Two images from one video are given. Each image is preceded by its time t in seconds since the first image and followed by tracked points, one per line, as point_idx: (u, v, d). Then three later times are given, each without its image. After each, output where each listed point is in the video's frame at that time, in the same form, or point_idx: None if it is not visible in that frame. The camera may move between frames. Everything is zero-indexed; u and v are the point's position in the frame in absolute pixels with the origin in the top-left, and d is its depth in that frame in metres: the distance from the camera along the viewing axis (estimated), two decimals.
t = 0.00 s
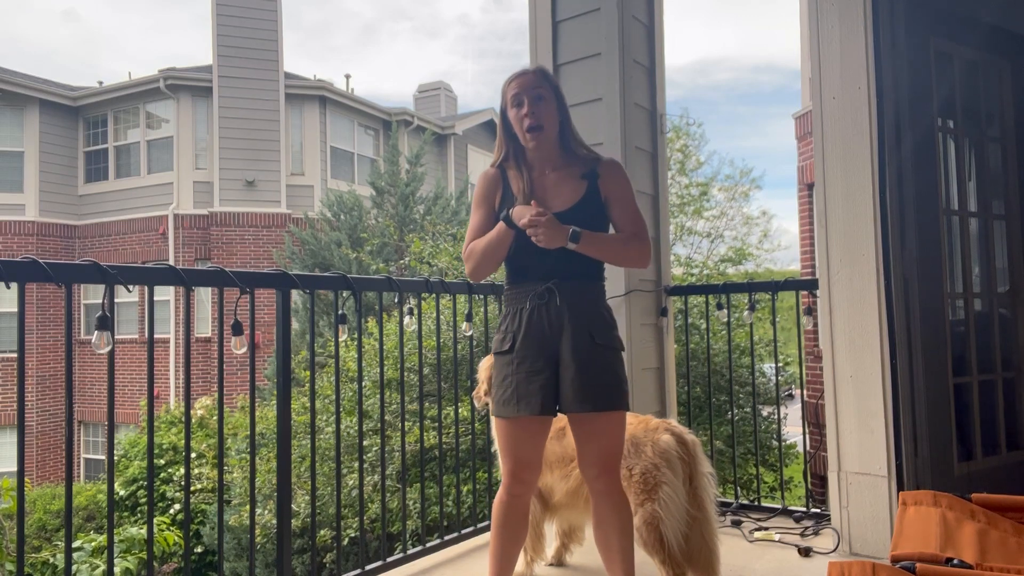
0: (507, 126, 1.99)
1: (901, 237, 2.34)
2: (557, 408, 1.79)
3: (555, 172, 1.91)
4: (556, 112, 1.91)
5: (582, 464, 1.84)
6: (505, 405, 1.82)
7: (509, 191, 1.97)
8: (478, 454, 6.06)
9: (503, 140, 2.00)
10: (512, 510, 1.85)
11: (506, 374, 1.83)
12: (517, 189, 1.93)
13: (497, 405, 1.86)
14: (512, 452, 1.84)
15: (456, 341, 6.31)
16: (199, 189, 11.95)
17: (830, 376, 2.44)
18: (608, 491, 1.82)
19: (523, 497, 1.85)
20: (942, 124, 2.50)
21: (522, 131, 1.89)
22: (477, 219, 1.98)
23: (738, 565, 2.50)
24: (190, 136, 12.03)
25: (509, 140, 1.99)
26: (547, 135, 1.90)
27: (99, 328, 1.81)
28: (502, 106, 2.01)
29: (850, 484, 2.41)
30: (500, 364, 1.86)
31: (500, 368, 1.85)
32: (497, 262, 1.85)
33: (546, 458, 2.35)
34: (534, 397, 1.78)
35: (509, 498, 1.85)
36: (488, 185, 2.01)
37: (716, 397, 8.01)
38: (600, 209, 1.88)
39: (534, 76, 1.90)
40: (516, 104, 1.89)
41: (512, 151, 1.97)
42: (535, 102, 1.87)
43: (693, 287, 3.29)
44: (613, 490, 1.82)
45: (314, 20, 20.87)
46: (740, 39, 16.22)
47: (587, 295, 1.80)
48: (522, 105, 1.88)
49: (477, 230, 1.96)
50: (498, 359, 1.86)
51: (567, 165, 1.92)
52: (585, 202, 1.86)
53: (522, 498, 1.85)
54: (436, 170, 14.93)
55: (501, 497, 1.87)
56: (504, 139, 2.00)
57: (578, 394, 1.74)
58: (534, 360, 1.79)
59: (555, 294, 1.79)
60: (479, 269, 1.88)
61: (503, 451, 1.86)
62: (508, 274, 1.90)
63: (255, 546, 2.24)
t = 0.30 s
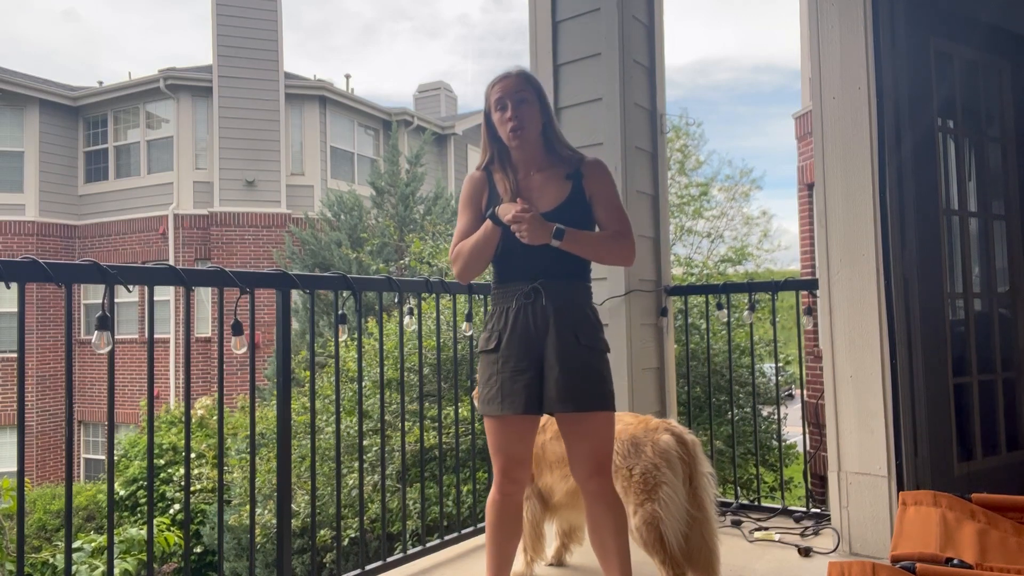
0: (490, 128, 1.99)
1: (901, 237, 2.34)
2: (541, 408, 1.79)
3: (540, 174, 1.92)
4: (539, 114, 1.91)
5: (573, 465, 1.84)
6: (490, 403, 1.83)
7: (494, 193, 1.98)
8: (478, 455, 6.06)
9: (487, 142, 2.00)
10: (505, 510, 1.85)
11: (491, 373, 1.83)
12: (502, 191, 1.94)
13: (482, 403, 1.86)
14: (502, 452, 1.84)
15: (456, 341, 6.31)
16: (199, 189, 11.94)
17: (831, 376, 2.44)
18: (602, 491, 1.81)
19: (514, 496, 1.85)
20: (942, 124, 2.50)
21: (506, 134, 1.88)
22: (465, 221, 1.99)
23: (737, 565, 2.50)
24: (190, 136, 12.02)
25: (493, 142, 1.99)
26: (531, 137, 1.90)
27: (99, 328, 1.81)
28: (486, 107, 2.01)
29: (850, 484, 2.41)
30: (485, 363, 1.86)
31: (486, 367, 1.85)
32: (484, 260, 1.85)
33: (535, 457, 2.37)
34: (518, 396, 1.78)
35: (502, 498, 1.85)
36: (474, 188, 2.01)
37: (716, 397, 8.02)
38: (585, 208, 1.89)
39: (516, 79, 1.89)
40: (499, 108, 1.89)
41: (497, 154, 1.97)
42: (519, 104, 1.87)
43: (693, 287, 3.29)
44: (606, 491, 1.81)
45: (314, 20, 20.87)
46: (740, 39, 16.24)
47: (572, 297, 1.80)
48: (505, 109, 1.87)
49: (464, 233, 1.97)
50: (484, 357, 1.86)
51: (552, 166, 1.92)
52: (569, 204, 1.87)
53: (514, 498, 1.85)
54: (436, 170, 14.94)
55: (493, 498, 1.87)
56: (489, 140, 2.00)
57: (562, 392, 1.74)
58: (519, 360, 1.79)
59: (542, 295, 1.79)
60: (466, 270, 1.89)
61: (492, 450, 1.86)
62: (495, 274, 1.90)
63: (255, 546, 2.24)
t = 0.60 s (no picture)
0: (474, 130, 2.00)
1: (902, 237, 2.33)
2: (523, 408, 1.79)
3: (524, 177, 1.93)
4: (523, 117, 1.93)
5: (565, 467, 1.84)
6: (472, 403, 1.82)
7: (479, 196, 1.97)
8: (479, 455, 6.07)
9: (471, 145, 2.01)
10: (494, 511, 1.87)
11: (473, 373, 1.83)
12: (487, 194, 1.94)
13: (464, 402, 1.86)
14: (487, 451, 1.84)
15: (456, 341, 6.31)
16: (199, 189, 11.95)
17: (831, 376, 2.44)
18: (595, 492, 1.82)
19: (503, 492, 1.87)
20: (942, 124, 2.50)
21: (491, 135, 1.90)
22: (450, 223, 1.98)
23: (738, 565, 2.50)
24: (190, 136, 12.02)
25: (477, 145, 2.00)
26: (515, 140, 1.91)
27: (99, 328, 1.81)
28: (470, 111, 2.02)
29: (850, 483, 2.41)
30: (468, 362, 1.85)
31: (468, 366, 1.85)
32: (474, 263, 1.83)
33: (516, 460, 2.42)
34: (499, 396, 1.78)
35: (488, 502, 1.87)
36: (459, 191, 2.00)
37: (716, 397, 8.01)
38: (569, 211, 1.91)
39: (502, 82, 1.91)
40: (484, 110, 1.90)
41: (482, 157, 1.98)
42: (503, 108, 1.89)
43: (694, 287, 3.28)
44: (597, 492, 1.82)
45: (314, 20, 20.86)
46: (740, 39, 16.20)
47: (554, 298, 1.81)
48: (489, 112, 1.89)
49: (450, 237, 1.96)
50: (467, 357, 1.86)
51: (535, 170, 1.94)
52: (554, 206, 1.88)
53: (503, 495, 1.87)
54: (436, 170, 14.96)
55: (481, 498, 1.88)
56: (472, 143, 2.01)
57: (545, 393, 1.74)
58: (501, 360, 1.79)
59: (526, 297, 1.80)
60: (453, 272, 1.87)
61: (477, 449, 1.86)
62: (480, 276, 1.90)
63: (255, 546, 2.24)
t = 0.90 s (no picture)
0: (456, 129, 2.01)
1: (901, 238, 2.34)
2: (502, 408, 1.80)
3: (504, 179, 1.94)
4: (507, 119, 1.95)
5: (551, 466, 1.83)
6: (450, 404, 1.82)
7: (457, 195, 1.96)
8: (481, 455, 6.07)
9: (451, 145, 2.01)
10: (485, 512, 1.88)
11: (450, 376, 1.83)
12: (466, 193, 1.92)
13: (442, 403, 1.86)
14: (471, 452, 1.84)
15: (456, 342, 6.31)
16: (199, 189, 11.95)
17: (831, 376, 2.44)
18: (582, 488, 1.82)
19: (491, 492, 1.87)
20: (942, 124, 2.50)
21: (473, 133, 1.91)
22: (428, 224, 1.95)
23: (738, 565, 2.50)
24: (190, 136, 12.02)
25: (457, 144, 2.00)
26: (497, 140, 1.93)
27: (99, 328, 1.81)
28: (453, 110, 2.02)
29: (850, 483, 2.41)
30: (446, 365, 1.86)
31: (445, 369, 1.85)
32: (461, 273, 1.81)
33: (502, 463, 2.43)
34: (476, 398, 1.79)
35: (477, 500, 1.88)
36: (437, 190, 1.97)
37: (716, 397, 8.02)
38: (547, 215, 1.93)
39: (489, 82, 1.92)
40: (469, 108, 1.92)
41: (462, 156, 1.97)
42: (488, 107, 1.90)
43: (694, 287, 3.28)
44: (584, 486, 1.82)
45: (314, 20, 20.86)
46: (740, 39, 16.17)
47: (531, 302, 1.83)
48: (473, 110, 1.91)
49: (428, 237, 1.92)
50: (444, 360, 1.86)
51: (516, 173, 1.95)
52: (534, 207, 1.90)
53: (491, 494, 1.87)
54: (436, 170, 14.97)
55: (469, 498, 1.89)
56: (452, 142, 2.01)
57: (525, 395, 1.76)
58: (479, 363, 1.80)
59: (504, 302, 1.81)
60: (434, 276, 1.84)
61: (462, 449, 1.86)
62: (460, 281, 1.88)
63: (255, 546, 2.24)
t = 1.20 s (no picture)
0: (455, 121, 2.00)
1: (901, 238, 2.34)
2: (501, 405, 1.81)
3: (496, 177, 1.94)
4: (506, 119, 1.95)
5: (549, 462, 1.86)
6: (450, 406, 1.81)
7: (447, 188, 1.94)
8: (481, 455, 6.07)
9: (447, 137, 2.01)
10: (486, 513, 1.88)
11: (448, 377, 1.82)
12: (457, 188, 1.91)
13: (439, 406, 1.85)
14: (471, 449, 1.84)
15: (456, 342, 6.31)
16: (199, 189, 11.95)
17: (830, 376, 2.44)
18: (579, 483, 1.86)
19: (493, 491, 1.87)
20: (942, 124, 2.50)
21: (470, 128, 1.91)
22: (413, 215, 1.93)
23: (738, 565, 2.50)
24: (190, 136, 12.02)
25: (453, 137, 2.00)
26: (494, 138, 1.93)
27: (99, 328, 1.81)
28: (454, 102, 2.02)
29: (850, 483, 2.41)
30: (441, 365, 1.84)
31: (441, 369, 1.84)
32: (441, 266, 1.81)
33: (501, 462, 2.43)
34: (476, 399, 1.79)
35: (479, 495, 1.87)
36: (426, 182, 1.94)
37: (716, 397, 8.02)
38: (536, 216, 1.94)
39: (494, 81, 1.92)
40: (471, 103, 1.92)
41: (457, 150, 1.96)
42: (490, 107, 1.91)
43: (693, 287, 3.28)
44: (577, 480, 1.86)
45: (314, 19, 20.85)
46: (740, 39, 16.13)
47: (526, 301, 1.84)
48: (475, 106, 1.90)
49: (413, 228, 1.91)
50: (439, 360, 1.85)
51: (509, 172, 1.96)
52: (525, 207, 1.91)
53: (492, 492, 1.87)
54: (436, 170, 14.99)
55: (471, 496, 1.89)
56: (449, 134, 2.00)
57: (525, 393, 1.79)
58: (478, 362, 1.79)
59: (502, 301, 1.80)
60: (416, 269, 1.83)
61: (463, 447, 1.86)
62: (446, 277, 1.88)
63: (255, 546, 2.24)
